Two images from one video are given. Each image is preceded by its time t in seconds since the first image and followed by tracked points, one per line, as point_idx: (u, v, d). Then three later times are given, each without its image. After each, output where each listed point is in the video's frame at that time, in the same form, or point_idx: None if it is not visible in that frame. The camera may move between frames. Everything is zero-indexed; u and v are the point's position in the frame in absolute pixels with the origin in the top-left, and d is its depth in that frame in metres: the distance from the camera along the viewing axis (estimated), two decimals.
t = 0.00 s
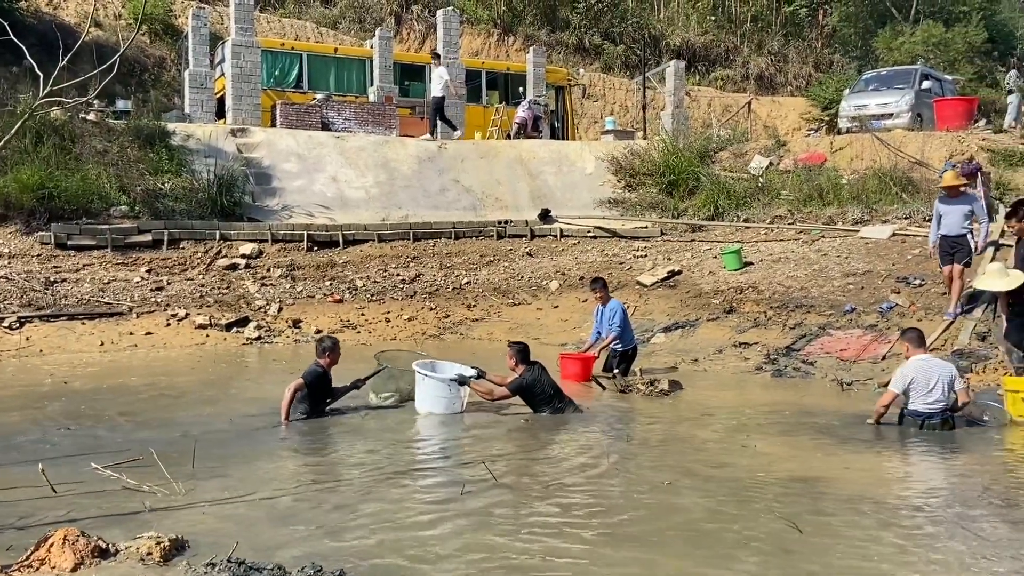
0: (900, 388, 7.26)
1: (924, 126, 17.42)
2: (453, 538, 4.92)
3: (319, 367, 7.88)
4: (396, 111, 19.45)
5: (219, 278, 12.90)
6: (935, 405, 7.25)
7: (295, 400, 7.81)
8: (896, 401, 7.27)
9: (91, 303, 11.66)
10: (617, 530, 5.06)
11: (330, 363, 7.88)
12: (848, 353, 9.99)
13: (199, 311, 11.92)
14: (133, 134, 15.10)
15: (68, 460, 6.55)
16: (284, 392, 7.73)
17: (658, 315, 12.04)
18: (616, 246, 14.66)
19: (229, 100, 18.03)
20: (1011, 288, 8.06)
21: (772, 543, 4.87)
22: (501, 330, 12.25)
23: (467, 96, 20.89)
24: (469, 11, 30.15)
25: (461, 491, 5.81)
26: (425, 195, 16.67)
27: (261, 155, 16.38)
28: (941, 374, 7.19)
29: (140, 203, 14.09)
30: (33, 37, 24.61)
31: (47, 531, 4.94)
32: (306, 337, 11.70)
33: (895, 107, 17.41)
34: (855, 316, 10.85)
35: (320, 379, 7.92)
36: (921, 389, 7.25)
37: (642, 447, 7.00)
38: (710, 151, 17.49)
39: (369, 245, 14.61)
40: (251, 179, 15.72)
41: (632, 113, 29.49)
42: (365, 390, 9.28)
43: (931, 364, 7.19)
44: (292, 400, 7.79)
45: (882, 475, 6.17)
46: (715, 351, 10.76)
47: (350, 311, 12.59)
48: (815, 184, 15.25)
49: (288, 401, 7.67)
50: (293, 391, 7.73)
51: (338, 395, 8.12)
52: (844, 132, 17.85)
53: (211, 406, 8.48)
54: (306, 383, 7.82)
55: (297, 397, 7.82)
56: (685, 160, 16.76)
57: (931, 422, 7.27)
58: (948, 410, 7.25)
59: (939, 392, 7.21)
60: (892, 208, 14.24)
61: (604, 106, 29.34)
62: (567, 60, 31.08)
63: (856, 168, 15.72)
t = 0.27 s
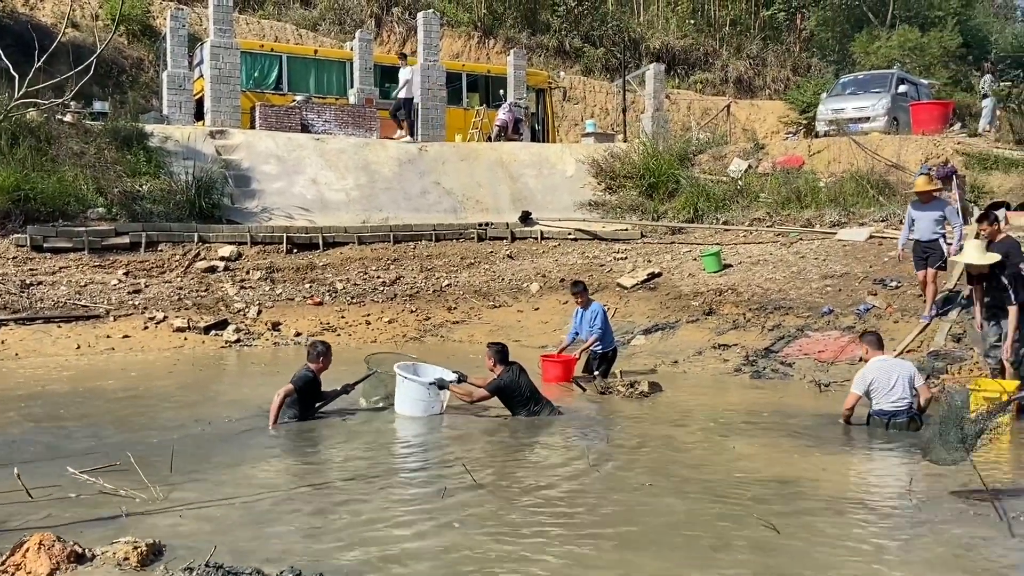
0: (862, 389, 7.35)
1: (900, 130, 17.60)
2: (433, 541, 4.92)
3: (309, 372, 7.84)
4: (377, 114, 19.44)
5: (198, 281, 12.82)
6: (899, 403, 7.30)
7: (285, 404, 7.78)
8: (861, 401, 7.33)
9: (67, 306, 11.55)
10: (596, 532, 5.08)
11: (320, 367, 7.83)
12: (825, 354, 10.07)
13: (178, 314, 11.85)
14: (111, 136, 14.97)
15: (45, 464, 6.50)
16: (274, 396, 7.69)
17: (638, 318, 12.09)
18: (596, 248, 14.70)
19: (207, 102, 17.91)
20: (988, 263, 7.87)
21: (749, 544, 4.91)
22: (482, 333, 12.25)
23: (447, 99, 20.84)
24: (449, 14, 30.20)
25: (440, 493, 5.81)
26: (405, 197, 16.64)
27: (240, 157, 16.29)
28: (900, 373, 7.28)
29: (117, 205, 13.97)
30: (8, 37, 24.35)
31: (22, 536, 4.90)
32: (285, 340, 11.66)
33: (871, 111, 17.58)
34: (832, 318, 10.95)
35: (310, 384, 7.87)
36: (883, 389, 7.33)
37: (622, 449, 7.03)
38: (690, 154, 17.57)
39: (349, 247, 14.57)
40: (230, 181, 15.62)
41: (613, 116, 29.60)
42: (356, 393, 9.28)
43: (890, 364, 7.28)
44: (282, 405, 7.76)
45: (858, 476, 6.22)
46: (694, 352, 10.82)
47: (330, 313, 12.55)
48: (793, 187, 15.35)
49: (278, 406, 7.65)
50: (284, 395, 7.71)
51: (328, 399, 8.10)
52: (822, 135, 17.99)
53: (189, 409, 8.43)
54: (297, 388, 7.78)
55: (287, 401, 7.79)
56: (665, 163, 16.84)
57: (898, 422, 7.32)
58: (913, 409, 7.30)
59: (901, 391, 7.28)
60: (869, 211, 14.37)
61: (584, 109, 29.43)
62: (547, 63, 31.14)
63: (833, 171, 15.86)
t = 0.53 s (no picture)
0: (823, 393, 7.51)
1: (876, 133, 17.75)
2: (411, 545, 4.89)
3: (295, 373, 7.80)
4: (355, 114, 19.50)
5: (174, 284, 12.70)
6: (862, 401, 7.41)
7: (271, 406, 7.74)
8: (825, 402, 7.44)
9: (40, 309, 11.40)
10: (575, 535, 5.07)
11: (307, 368, 7.79)
12: (802, 356, 10.13)
13: (153, 318, 11.72)
14: (85, 137, 14.80)
15: (17, 469, 6.40)
16: (260, 398, 7.65)
17: (617, 320, 12.11)
18: (575, 251, 14.70)
19: (183, 103, 17.75)
20: (970, 233, 7.77)
21: (728, 545, 4.92)
22: (461, 335, 12.21)
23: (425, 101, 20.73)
24: (428, 16, 30.09)
25: (418, 496, 5.77)
26: (383, 200, 16.58)
27: (217, 159, 16.16)
28: (857, 373, 7.45)
29: (92, 207, 13.82)
30: None
31: None
32: (262, 343, 11.57)
33: (847, 114, 17.73)
34: (809, 320, 11.02)
35: (296, 385, 7.83)
36: (844, 391, 7.48)
37: (601, 451, 7.02)
38: (668, 157, 17.63)
39: (327, 250, 14.50)
40: (207, 183, 15.49)
41: (591, 118, 29.66)
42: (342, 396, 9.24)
43: (845, 366, 7.45)
44: (268, 407, 7.72)
45: (835, 477, 6.25)
46: (673, 355, 10.85)
47: (308, 316, 12.47)
48: (770, 190, 15.42)
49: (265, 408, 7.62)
50: (271, 397, 7.67)
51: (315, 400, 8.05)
52: (799, 139, 18.12)
53: (165, 413, 8.33)
54: (283, 389, 7.73)
55: (273, 403, 7.75)
56: (644, 165, 16.88)
57: (864, 420, 7.41)
58: (875, 406, 7.43)
59: (862, 389, 7.41)
60: (845, 214, 14.48)
61: (563, 111, 29.48)
62: (526, 65, 31.15)
63: (810, 175, 15.97)
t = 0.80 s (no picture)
0: (790, 395, 7.62)
1: (850, 137, 17.92)
2: (390, 548, 4.88)
3: (274, 372, 7.76)
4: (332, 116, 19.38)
5: (149, 287, 12.58)
6: (829, 400, 7.53)
7: (251, 406, 7.73)
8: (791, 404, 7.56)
9: (12, 313, 11.25)
10: (553, 537, 5.07)
11: (286, 367, 7.75)
12: (779, 357, 10.19)
13: (127, 321, 11.60)
14: (58, 138, 14.62)
15: None
16: (239, 399, 7.64)
17: (595, 322, 12.14)
18: (553, 253, 14.71)
19: (158, 104, 17.60)
20: (953, 225, 7.88)
21: (705, 545, 4.94)
22: (439, 338, 12.18)
23: (403, 103, 20.70)
24: (405, 18, 29.99)
25: (396, 499, 5.76)
26: (361, 202, 16.51)
27: (192, 160, 16.02)
28: (822, 373, 7.59)
29: (66, 209, 13.66)
30: None
31: None
32: (238, 346, 11.49)
33: (823, 118, 17.89)
34: (785, 322, 11.09)
35: (276, 384, 7.80)
36: (811, 391, 7.60)
37: (579, 453, 7.03)
38: (646, 160, 17.70)
39: (304, 252, 14.42)
40: (182, 185, 15.35)
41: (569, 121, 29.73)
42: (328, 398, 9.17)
43: (809, 367, 7.60)
44: (247, 407, 7.71)
45: (810, 477, 6.30)
46: (650, 357, 10.89)
47: (284, 319, 12.39)
48: (746, 193, 15.49)
49: (244, 409, 7.61)
50: (249, 397, 7.65)
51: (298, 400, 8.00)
52: (774, 142, 18.24)
53: (139, 417, 8.25)
54: (261, 389, 7.71)
55: (253, 403, 7.73)
56: (621, 168, 16.93)
57: (833, 419, 7.53)
58: (842, 405, 7.56)
59: (828, 389, 7.54)
60: (820, 216, 14.59)
61: (541, 114, 29.53)
62: (504, 67, 31.18)
63: (786, 178, 16.10)
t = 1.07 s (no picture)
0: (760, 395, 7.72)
1: (825, 140, 18.08)
2: (368, 551, 4.86)
3: (252, 374, 7.66)
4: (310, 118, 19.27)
5: (122, 289, 12.45)
6: (798, 401, 7.62)
7: (231, 408, 7.66)
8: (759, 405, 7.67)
9: None
10: (532, 539, 5.08)
11: (263, 369, 7.64)
12: (755, 360, 10.23)
13: (101, 323, 11.47)
14: (30, 139, 14.42)
15: None
16: (217, 402, 7.59)
17: (573, 324, 12.16)
18: (531, 255, 14.71)
19: (132, 105, 17.42)
20: (929, 226, 7.98)
21: (683, 546, 4.97)
22: (417, 340, 12.15)
23: (379, 105, 20.66)
24: (382, 19, 29.88)
25: (375, 502, 5.74)
26: (338, 204, 16.43)
27: (167, 162, 15.87)
28: (792, 375, 7.64)
29: (38, 211, 13.47)
30: None
31: None
32: (214, 349, 11.39)
33: (797, 121, 18.05)
34: (761, 323, 11.16)
35: (255, 386, 7.70)
36: (780, 392, 7.69)
37: (558, 455, 7.04)
38: (624, 163, 17.75)
39: (280, 255, 14.32)
40: (156, 187, 15.21)
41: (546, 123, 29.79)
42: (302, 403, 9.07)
43: (781, 368, 7.63)
44: (226, 409, 7.65)
45: (785, 478, 6.35)
46: (628, 359, 10.92)
47: (260, 322, 12.30)
48: (723, 195, 15.56)
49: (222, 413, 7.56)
50: (227, 401, 7.59)
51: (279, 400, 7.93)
52: (750, 144, 18.36)
53: (113, 421, 8.15)
54: (240, 391, 7.63)
55: (232, 405, 7.67)
56: (599, 170, 16.97)
57: (805, 419, 7.62)
58: (813, 404, 7.65)
59: (798, 390, 7.64)
60: (796, 219, 14.70)
61: (519, 116, 29.58)
62: (481, 70, 31.21)
63: (762, 180, 16.23)
